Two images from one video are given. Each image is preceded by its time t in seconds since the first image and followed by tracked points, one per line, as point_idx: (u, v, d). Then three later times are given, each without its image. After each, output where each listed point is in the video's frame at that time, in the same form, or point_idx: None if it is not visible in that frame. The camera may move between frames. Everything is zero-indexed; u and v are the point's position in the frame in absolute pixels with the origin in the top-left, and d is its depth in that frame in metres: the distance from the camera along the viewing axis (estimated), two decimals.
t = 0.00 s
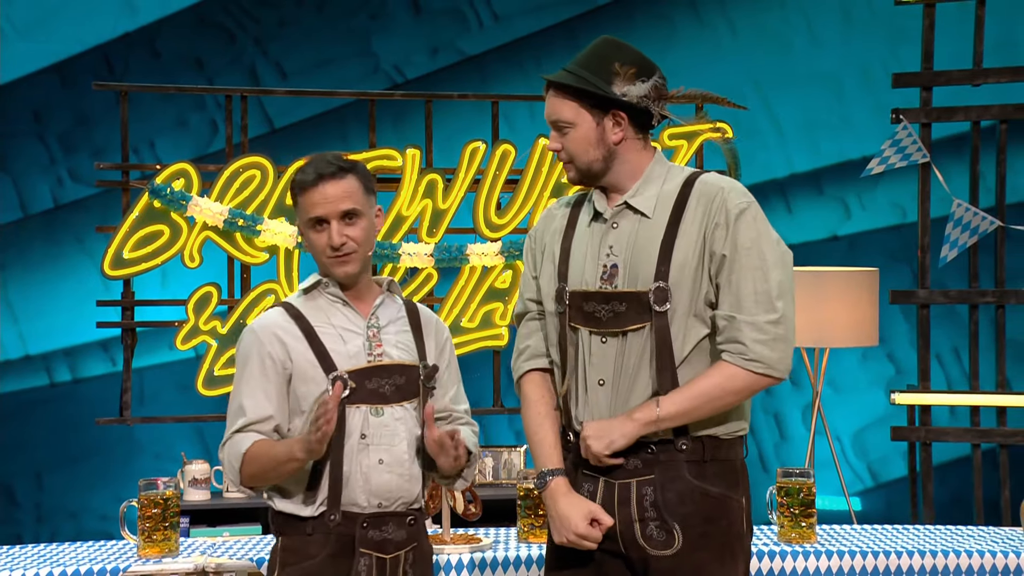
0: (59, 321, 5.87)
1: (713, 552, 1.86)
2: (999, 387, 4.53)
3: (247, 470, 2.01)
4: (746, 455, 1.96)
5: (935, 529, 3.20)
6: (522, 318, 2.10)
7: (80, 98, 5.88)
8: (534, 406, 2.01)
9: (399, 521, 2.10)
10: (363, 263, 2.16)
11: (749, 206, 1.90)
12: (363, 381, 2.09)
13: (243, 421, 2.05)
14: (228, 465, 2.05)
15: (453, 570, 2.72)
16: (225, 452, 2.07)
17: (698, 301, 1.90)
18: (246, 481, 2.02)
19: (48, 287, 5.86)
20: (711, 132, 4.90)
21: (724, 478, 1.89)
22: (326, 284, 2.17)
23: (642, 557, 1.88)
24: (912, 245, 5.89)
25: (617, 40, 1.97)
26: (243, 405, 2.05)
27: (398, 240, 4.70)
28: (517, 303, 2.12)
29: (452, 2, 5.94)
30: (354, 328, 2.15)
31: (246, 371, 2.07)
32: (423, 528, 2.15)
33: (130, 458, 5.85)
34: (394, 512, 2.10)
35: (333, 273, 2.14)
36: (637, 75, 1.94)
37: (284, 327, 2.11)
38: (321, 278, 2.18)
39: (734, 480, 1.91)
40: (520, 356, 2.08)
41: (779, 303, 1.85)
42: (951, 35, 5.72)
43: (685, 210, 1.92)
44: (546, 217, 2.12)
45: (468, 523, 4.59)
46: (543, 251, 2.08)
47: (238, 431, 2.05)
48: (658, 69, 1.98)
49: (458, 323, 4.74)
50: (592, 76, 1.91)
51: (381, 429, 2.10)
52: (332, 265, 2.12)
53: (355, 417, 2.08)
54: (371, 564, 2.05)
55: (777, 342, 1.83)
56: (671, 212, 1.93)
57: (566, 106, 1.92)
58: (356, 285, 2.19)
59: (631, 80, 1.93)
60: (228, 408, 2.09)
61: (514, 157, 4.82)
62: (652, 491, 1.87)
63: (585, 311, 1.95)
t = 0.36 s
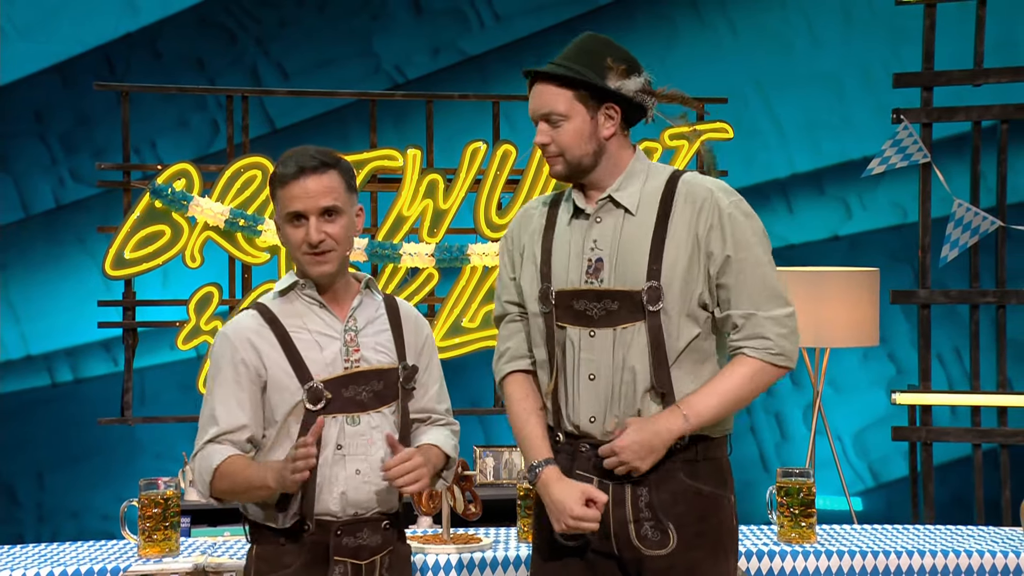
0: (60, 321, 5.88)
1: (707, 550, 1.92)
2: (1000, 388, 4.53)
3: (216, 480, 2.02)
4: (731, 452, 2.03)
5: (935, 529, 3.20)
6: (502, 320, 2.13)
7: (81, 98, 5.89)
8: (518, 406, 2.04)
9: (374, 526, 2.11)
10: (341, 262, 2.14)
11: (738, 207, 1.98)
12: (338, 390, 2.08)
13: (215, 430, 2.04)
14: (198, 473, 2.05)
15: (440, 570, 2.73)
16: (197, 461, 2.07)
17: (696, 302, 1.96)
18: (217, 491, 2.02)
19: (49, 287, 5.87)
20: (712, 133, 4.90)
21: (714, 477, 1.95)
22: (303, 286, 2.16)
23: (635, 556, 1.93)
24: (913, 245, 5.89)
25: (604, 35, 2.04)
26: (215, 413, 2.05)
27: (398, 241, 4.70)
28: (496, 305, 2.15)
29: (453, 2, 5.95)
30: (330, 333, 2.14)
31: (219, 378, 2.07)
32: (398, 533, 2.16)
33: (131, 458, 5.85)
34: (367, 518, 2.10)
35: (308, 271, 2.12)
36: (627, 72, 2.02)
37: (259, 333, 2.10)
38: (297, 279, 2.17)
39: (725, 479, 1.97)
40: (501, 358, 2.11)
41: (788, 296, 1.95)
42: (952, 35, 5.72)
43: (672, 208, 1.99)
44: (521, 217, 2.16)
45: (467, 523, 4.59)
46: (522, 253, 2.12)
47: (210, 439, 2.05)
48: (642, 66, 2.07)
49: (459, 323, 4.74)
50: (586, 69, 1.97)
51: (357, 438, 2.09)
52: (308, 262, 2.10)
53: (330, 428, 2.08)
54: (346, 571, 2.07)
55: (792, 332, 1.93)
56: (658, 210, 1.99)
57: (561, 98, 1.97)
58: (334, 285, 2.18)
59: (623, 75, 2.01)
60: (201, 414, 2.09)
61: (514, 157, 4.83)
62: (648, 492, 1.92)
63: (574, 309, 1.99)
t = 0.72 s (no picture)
0: (61, 321, 5.89)
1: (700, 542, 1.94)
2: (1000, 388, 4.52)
3: (201, 478, 1.99)
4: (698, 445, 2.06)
5: (935, 529, 3.20)
6: (478, 321, 2.04)
7: (82, 98, 5.89)
8: (512, 407, 1.93)
9: (355, 529, 2.09)
10: (333, 272, 2.14)
11: (713, 213, 2.05)
12: (324, 395, 2.09)
13: (202, 428, 2.02)
14: (180, 471, 2.02)
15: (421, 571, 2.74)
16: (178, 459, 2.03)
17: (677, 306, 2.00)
18: (201, 489, 2.00)
19: (50, 287, 5.87)
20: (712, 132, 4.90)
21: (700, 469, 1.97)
22: (292, 288, 2.17)
23: (632, 553, 1.92)
24: (914, 245, 5.89)
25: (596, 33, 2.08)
26: (200, 411, 2.03)
27: (398, 241, 4.70)
28: (467, 306, 2.07)
29: (453, 2, 5.95)
30: (317, 336, 2.14)
31: (204, 375, 2.06)
32: (382, 533, 2.15)
33: (132, 458, 5.86)
34: (349, 520, 2.09)
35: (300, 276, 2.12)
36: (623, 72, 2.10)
37: (246, 333, 2.10)
38: (286, 280, 2.17)
39: (705, 469, 1.99)
40: (479, 361, 2.01)
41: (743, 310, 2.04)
42: (952, 36, 5.72)
43: (661, 209, 2.03)
44: (493, 214, 2.08)
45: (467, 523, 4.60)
46: (500, 253, 2.05)
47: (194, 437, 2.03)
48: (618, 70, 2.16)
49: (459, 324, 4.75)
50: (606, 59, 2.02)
51: (341, 442, 2.09)
52: (302, 268, 2.10)
53: (315, 433, 2.07)
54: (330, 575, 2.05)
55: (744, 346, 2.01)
56: (648, 210, 2.04)
57: (589, 80, 1.98)
58: (321, 291, 2.17)
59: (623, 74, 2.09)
60: (184, 412, 2.07)
61: (515, 157, 4.83)
62: (646, 489, 1.92)
63: (571, 313, 1.98)
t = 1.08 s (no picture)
0: (64, 321, 5.89)
1: (705, 534, 2.02)
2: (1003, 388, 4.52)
3: (230, 491, 2.01)
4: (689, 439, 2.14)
5: (937, 530, 3.20)
6: (492, 326, 2.05)
7: (85, 99, 5.90)
8: (531, 416, 1.98)
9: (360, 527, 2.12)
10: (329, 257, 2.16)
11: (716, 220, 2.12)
12: (331, 395, 2.08)
13: (219, 439, 2.03)
14: (201, 486, 2.03)
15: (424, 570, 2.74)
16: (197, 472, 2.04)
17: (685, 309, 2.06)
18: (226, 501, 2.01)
19: (54, 288, 5.88)
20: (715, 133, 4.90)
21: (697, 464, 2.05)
22: (291, 287, 2.16)
23: (644, 552, 1.97)
24: (917, 246, 5.89)
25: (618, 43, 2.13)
26: (215, 422, 2.04)
27: (401, 241, 4.71)
28: (479, 311, 2.06)
29: (456, 3, 5.95)
30: (319, 335, 2.14)
31: (213, 384, 2.05)
32: (382, 532, 2.18)
33: (135, 458, 5.86)
34: (354, 519, 2.12)
35: (297, 267, 2.13)
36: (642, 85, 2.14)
37: (249, 337, 2.09)
38: (281, 281, 2.17)
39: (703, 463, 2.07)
40: (496, 368, 2.02)
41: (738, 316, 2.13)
42: (956, 36, 5.72)
43: (670, 215, 2.09)
44: (501, 216, 2.08)
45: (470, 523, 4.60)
46: (512, 259, 2.05)
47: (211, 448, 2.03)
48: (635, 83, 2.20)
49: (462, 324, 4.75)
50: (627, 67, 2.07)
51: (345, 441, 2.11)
52: (298, 258, 2.11)
53: (323, 433, 2.07)
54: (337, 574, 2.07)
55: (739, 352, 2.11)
56: (657, 215, 2.09)
57: (615, 86, 2.02)
58: (319, 282, 2.18)
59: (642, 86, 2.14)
60: (195, 425, 2.06)
61: (517, 158, 4.83)
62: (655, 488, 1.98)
63: (588, 317, 2.01)
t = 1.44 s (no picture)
0: (66, 321, 5.90)
1: (736, 541, 1.94)
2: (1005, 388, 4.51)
3: (262, 477, 2.05)
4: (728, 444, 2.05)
5: (938, 530, 3.20)
6: (538, 315, 1.98)
7: (87, 99, 5.90)
8: (568, 407, 1.92)
9: (377, 523, 2.14)
10: (334, 250, 2.20)
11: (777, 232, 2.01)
12: (339, 386, 2.11)
13: (241, 427, 2.08)
14: (232, 474, 2.07)
15: (442, 569, 2.75)
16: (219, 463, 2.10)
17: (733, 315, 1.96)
18: (257, 488, 2.05)
19: (55, 288, 5.89)
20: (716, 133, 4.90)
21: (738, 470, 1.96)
22: (299, 284, 2.21)
23: (668, 552, 1.92)
24: (918, 246, 5.89)
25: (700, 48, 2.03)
26: (236, 411, 2.09)
27: (402, 241, 4.71)
28: (527, 298, 2.00)
29: (457, 3, 5.96)
30: (327, 330, 2.17)
31: (229, 377, 2.11)
32: (400, 529, 2.19)
33: (137, 458, 5.87)
34: (370, 515, 2.14)
35: (302, 262, 2.17)
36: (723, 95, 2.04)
37: (259, 330, 2.14)
38: (292, 279, 2.21)
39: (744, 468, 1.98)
40: (537, 356, 1.96)
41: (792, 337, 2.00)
42: (956, 36, 5.72)
43: (728, 223, 1.99)
44: (558, 206, 2.02)
45: (471, 523, 4.60)
46: (563, 252, 2.00)
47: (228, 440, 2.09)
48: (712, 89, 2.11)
49: (463, 324, 4.74)
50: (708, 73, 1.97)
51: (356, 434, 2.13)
52: (303, 252, 2.16)
53: (332, 423, 2.12)
54: (352, 569, 2.09)
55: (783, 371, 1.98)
56: (714, 221, 1.99)
57: (691, 92, 1.93)
58: (325, 277, 2.21)
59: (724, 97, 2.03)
60: (218, 418, 2.11)
61: (518, 158, 4.83)
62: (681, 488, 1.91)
63: (628, 316, 1.94)
